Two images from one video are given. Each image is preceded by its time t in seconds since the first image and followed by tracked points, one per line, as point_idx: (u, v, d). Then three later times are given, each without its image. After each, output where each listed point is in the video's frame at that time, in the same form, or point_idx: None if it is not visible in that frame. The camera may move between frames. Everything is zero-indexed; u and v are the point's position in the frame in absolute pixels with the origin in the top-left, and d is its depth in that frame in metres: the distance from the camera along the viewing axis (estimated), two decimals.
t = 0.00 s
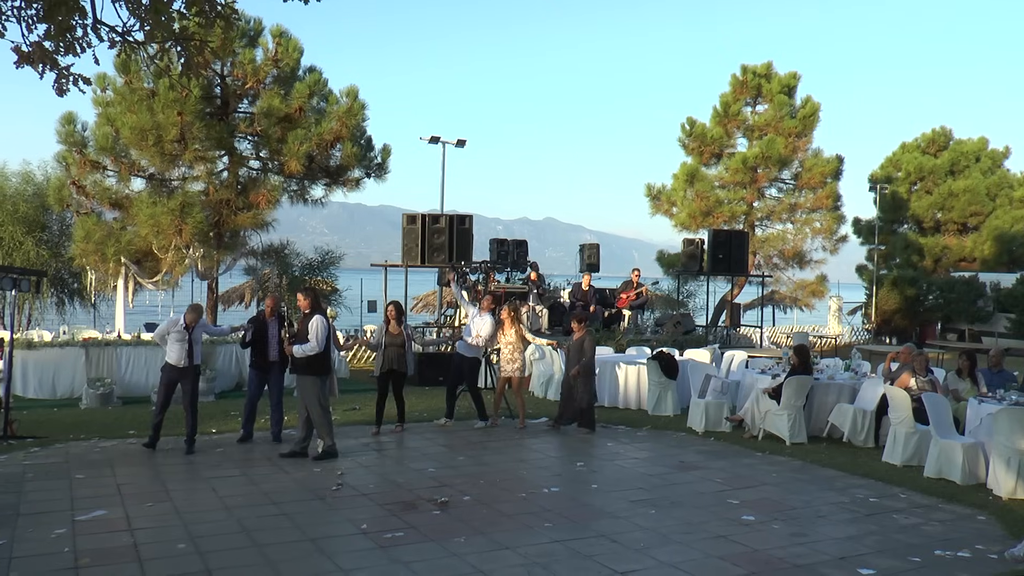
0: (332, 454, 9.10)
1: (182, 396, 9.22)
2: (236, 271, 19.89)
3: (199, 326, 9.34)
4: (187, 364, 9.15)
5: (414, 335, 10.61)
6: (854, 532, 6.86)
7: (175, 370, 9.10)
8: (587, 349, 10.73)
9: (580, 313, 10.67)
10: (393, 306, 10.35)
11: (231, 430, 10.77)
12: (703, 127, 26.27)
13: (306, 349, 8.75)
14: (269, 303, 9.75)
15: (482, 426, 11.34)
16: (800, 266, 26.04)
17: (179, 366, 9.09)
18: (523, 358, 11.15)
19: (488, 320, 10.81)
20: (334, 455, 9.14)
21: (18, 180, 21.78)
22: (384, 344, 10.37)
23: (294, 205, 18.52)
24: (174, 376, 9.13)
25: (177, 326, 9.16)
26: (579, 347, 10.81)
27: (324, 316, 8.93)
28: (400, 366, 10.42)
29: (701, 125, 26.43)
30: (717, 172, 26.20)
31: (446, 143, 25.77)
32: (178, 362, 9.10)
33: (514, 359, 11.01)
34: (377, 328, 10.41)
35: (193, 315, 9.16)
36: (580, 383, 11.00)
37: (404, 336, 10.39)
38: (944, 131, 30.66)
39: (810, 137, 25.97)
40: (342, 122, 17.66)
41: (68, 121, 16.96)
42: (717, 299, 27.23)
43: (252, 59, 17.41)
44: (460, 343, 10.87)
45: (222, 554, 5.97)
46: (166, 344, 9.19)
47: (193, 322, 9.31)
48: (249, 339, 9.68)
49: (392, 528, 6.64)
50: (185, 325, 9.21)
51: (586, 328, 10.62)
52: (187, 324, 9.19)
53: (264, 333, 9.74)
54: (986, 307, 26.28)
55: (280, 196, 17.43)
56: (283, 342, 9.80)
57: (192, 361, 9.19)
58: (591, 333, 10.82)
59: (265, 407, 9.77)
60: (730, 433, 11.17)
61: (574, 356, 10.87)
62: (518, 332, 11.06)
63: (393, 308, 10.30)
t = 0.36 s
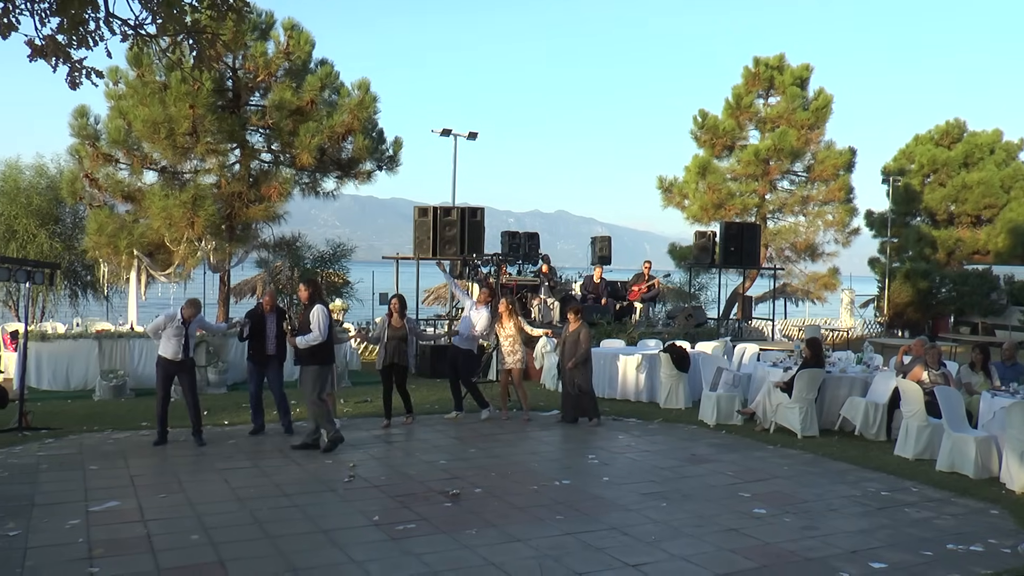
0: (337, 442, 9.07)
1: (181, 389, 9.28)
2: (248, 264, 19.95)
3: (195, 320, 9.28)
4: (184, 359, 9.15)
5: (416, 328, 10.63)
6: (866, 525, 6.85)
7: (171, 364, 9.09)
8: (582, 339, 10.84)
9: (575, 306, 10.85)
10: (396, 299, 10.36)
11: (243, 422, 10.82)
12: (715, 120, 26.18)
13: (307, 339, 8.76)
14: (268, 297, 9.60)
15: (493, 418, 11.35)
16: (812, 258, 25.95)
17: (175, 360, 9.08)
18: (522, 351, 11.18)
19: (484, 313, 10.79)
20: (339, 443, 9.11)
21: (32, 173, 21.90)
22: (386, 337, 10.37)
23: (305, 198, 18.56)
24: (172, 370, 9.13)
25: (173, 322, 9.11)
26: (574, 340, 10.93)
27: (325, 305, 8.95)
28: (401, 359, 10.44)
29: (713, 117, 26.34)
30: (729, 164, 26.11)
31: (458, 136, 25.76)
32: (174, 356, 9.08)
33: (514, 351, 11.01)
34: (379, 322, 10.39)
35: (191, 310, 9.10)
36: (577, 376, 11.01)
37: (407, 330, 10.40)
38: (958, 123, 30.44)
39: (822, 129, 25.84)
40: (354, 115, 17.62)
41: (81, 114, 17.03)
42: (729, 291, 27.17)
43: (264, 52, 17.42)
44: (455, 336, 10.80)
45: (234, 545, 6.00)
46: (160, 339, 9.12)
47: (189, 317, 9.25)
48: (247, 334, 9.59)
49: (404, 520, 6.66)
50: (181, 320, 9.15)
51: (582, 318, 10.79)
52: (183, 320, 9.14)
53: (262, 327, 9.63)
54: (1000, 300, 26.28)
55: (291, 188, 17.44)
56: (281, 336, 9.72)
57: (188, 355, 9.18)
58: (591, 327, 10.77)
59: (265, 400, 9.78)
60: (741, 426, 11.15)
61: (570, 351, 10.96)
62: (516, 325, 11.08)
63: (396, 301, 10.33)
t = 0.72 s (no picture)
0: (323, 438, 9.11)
1: (182, 382, 9.31)
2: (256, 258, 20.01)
3: (195, 312, 9.33)
4: (185, 352, 9.19)
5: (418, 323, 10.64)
6: (874, 520, 6.84)
7: (173, 358, 9.11)
8: (589, 335, 10.90)
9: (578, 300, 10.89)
10: (399, 294, 10.41)
11: (252, 415, 10.86)
12: (724, 113, 26.11)
13: (307, 334, 8.74)
14: (269, 290, 9.60)
15: (501, 412, 11.38)
16: (821, 252, 25.89)
17: (177, 354, 9.11)
18: (528, 344, 11.13)
19: (484, 306, 10.93)
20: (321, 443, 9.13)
21: (41, 167, 21.98)
22: (389, 330, 10.36)
23: (314, 191, 18.59)
24: (173, 364, 9.16)
25: (176, 314, 9.13)
26: (580, 336, 10.98)
27: (324, 299, 8.91)
28: (406, 353, 10.44)
29: (722, 111, 26.27)
30: (738, 158, 26.04)
31: (466, 130, 25.75)
32: (175, 350, 9.11)
33: (519, 344, 10.95)
34: (382, 316, 10.39)
35: (193, 302, 9.17)
36: (584, 371, 11.04)
37: (411, 323, 10.41)
38: (968, 116, 30.27)
39: (831, 123, 25.73)
40: (362, 109, 17.65)
41: (90, 109, 17.10)
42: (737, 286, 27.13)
43: (272, 46, 17.43)
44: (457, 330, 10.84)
45: (244, 538, 6.02)
46: (161, 332, 9.14)
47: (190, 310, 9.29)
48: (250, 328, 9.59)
49: (412, 513, 6.67)
50: (183, 313, 9.19)
51: (586, 312, 10.82)
52: (185, 312, 9.18)
53: (265, 320, 9.63)
54: (1010, 295, 25.79)
55: (300, 182, 17.47)
56: (284, 329, 9.73)
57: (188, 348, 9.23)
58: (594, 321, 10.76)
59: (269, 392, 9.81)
60: (750, 420, 11.14)
61: (577, 346, 10.98)
62: (519, 319, 11.03)
63: (399, 295, 10.37)
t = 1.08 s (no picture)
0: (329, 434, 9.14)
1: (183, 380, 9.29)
2: (263, 254, 20.06)
3: (197, 314, 9.40)
4: (186, 352, 9.19)
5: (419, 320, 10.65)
6: (881, 517, 6.82)
7: (175, 357, 9.11)
8: (597, 332, 10.86)
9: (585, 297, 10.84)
10: (404, 292, 10.45)
11: (259, 411, 10.89)
12: (731, 109, 26.05)
13: (306, 332, 8.76)
14: (276, 287, 9.62)
15: (507, 408, 11.38)
16: (828, 249, 25.85)
17: (179, 353, 9.11)
18: (531, 343, 11.15)
19: (486, 303, 10.94)
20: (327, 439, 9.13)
21: (48, 164, 22.03)
22: (394, 327, 10.37)
23: (321, 188, 18.60)
24: (177, 362, 9.18)
25: (179, 315, 9.18)
26: (589, 333, 10.93)
27: (322, 297, 8.91)
28: (411, 350, 10.43)
29: (729, 107, 26.22)
30: (745, 154, 25.99)
31: (472, 126, 25.73)
32: (178, 349, 9.11)
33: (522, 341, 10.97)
34: (384, 314, 10.43)
35: (195, 303, 9.23)
36: (591, 370, 11.02)
37: (413, 321, 10.44)
38: (976, 112, 30.17)
39: (839, 118, 25.65)
40: (369, 105, 17.66)
41: (97, 105, 17.12)
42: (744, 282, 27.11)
43: (279, 43, 17.45)
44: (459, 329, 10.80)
45: (250, 534, 6.03)
46: (163, 332, 9.16)
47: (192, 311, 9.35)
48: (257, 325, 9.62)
49: (419, 510, 6.68)
50: (186, 314, 9.24)
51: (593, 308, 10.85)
52: (188, 313, 9.23)
53: (271, 317, 9.65)
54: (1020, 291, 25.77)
55: (306, 178, 17.48)
56: (290, 326, 9.75)
57: (190, 349, 9.24)
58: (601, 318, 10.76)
59: (275, 389, 9.85)
60: (756, 417, 11.12)
61: (587, 345, 10.95)
62: (521, 317, 11.07)
63: (400, 293, 10.38)
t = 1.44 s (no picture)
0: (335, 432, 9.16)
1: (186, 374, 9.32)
2: (268, 250, 20.11)
3: (196, 305, 9.40)
4: (188, 344, 9.22)
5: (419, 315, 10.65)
6: (886, 514, 6.82)
7: (177, 350, 9.14)
8: (610, 329, 11.01)
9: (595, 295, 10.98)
10: (400, 287, 10.38)
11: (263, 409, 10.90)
12: (736, 106, 25.99)
13: (309, 331, 8.78)
14: (284, 283, 9.63)
15: (512, 405, 11.38)
16: (833, 246, 25.81)
17: (181, 346, 9.13)
18: (530, 335, 11.20)
19: (488, 299, 10.87)
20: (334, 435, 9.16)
21: (54, 161, 22.08)
22: (393, 323, 10.38)
23: (325, 185, 18.60)
24: (180, 355, 9.22)
25: (178, 307, 9.18)
26: (602, 330, 11.07)
27: (325, 296, 8.91)
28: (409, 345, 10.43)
29: (734, 104, 26.16)
30: (750, 151, 25.95)
31: (477, 122, 25.72)
32: (179, 342, 9.13)
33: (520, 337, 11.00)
34: (384, 309, 10.43)
35: (195, 295, 9.21)
36: (601, 367, 11.11)
37: (412, 316, 10.42)
38: (983, 109, 30.05)
39: (844, 115, 25.57)
40: (374, 103, 17.65)
41: (102, 102, 17.15)
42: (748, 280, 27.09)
43: (283, 40, 17.45)
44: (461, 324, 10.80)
45: (256, 531, 6.05)
46: (164, 324, 9.20)
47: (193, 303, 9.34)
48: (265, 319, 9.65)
49: (424, 506, 6.69)
50: (186, 306, 9.24)
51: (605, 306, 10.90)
52: (188, 305, 9.23)
53: (279, 313, 9.67)
54: None
55: (311, 176, 17.47)
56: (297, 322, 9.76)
57: (191, 341, 9.26)
58: (613, 316, 10.82)
59: (282, 385, 9.87)
60: (761, 414, 11.12)
61: (600, 343, 11.06)
62: (522, 310, 11.04)
63: (400, 289, 10.37)
